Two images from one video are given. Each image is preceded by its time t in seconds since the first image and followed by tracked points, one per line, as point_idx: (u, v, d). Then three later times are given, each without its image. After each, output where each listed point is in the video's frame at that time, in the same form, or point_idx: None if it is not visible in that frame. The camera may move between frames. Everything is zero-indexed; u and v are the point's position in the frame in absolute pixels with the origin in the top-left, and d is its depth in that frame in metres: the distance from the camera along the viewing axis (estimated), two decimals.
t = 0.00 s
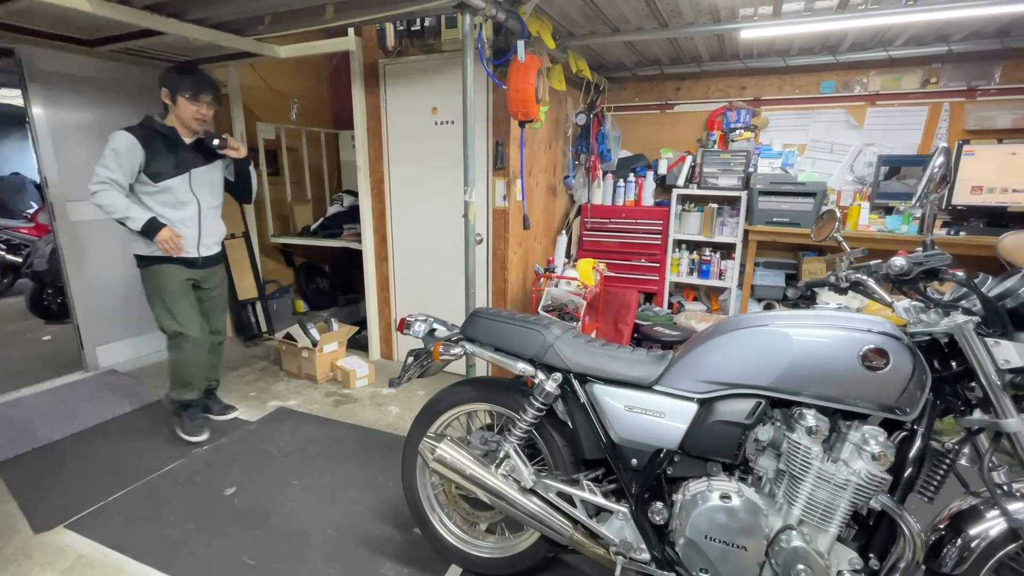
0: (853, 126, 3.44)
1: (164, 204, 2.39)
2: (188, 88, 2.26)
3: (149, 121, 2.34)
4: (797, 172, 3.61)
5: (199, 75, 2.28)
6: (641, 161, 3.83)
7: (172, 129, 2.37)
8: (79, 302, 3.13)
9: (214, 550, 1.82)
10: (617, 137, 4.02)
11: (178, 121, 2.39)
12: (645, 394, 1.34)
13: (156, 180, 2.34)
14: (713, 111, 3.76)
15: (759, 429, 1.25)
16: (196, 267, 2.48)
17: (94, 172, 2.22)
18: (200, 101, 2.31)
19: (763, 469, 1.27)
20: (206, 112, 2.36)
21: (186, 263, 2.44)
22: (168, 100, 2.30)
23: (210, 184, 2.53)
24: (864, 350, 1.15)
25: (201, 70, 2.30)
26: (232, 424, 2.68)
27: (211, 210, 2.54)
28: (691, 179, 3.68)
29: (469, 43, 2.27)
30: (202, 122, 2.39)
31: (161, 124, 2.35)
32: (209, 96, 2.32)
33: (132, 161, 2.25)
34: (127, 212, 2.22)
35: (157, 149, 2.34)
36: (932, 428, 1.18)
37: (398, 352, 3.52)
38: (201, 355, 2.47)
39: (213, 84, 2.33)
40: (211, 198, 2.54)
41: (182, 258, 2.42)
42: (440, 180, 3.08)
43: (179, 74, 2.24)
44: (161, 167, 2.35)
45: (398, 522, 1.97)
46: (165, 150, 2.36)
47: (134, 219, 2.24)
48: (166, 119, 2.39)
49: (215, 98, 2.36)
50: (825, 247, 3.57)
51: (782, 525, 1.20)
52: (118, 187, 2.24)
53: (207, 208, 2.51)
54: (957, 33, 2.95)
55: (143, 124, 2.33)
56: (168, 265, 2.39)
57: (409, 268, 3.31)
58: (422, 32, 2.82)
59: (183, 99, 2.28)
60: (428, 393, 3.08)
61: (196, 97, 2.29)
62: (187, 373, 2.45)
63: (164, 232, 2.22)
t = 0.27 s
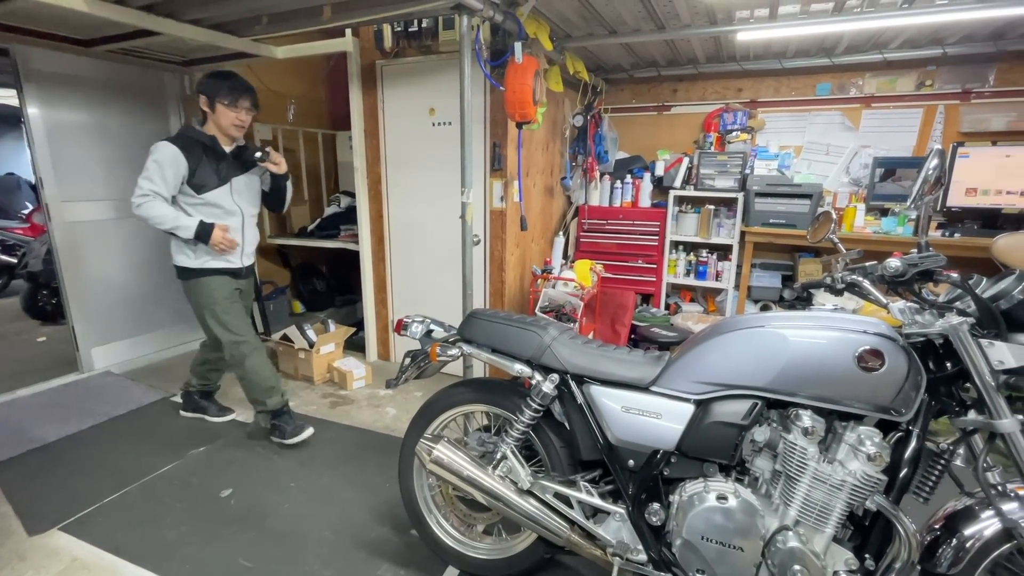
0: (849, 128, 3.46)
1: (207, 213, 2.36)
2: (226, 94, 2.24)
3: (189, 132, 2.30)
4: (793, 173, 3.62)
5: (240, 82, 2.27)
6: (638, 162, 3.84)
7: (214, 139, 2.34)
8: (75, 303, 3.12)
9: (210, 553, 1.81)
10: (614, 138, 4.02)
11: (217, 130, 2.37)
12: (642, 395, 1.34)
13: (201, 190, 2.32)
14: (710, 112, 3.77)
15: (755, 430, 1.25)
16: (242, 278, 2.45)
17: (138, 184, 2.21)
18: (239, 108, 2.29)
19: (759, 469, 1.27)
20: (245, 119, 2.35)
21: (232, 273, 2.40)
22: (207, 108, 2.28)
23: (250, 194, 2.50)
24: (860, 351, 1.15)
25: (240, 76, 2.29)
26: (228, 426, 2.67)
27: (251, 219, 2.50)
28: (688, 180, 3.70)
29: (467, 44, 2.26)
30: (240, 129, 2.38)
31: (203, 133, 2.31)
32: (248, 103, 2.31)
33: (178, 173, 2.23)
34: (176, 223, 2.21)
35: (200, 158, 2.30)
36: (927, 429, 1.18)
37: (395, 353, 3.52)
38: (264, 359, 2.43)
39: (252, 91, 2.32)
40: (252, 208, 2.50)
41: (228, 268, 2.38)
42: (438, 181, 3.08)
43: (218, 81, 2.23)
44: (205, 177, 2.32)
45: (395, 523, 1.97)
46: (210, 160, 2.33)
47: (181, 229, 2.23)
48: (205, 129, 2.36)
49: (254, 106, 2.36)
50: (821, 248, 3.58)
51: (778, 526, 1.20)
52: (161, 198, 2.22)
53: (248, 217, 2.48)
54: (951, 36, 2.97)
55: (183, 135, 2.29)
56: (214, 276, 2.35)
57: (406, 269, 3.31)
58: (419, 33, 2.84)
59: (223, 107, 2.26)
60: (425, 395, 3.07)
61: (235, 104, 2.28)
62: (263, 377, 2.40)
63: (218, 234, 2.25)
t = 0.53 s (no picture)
0: (843, 130, 3.47)
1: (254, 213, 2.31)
2: (270, 89, 2.17)
3: (232, 130, 2.25)
4: (788, 175, 3.63)
5: (284, 77, 2.21)
6: (633, 163, 3.85)
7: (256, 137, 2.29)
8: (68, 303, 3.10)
9: (204, 554, 1.81)
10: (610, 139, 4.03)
11: (258, 126, 2.31)
12: (637, 395, 1.35)
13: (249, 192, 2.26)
14: (705, 114, 3.78)
15: (750, 430, 1.26)
16: (286, 281, 2.39)
17: (195, 193, 2.14)
18: (284, 104, 2.23)
19: (754, 469, 1.28)
20: (289, 115, 2.29)
21: (274, 277, 2.34)
22: (249, 103, 2.22)
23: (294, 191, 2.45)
24: (853, 351, 1.16)
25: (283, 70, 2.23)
26: (223, 427, 2.66)
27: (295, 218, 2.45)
28: (684, 181, 3.71)
29: (463, 45, 2.26)
30: (283, 125, 2.31)
31: (245, 130, 2.25)
32: (291, 99, 2.25)
33: (226, 173, 2.19)
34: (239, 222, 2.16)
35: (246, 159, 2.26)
36: (920, 429, 1.19)
37: (391, 354, 3.51)
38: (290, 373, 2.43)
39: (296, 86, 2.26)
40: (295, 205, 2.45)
41: (269, 271, 2.33)
42: (434, 182, 3.08)
43: (261, 76, 2.16)
44: (250, 177, 2.26)
45: (390, 524, 1.97)
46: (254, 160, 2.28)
47: (250, 225, 2.20)
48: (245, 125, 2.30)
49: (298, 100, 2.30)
50: (815, 249, 3.60)
51: (772, 525, 1.21)
52: (223, 202, 2.18)
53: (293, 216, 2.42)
54: (944, 39, 2.99)
55: (225, 133, 2.24)
56: (258, 282, 2.31)
57: (402, 269, 3.31)
58: (415, 34, 2.82)
59: (269, 103, 2.20)
60: (421, 396, 3.07)
61: (280, 100, 2.21)
62: (284, 393, 2.39)
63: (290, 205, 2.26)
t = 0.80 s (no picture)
0: (835, 131, 3.50)
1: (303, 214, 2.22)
2: (323, 88, 2.09)
3: (286, 128, 2.20)
4: (781, 176, 3.65)
5: (337, 77, 2.12)
6: (628, 164, 3.87)
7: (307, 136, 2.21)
8: (59, 305, 3.07)
9: (197, 557, 1.80)
10: (605, 140, 4.04)
11: (312, 128, 2.23)
12: (631, 395, 1.35)
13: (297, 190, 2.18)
14: (700, 115, 3.79)
15: (743, 430, 1.26)
16: (325, 290, 2.25)
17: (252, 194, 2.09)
18: (336, 103, 2.14)
19: (747, 469, 1.29)
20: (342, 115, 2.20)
21: (312, 285, 2.22)
22: (302, 104, 2.15)
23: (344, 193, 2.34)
24: (845, 351, 1.17)
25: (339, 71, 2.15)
26: (216, 429, 2.65)
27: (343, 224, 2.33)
28: (678, 182, 3.72)
29: (457, 47, 2.26)
30: (336, 127, 2.22)
31: (296, 130, 2.18)
32: (343, 99, 2.15)
33: (276, 167, 2.13)
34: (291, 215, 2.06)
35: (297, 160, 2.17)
36: (911, 428, 1.20)
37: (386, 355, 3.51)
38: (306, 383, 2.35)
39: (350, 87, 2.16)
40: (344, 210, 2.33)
41: (309, 279, 2.21)
42: (429, 183, 3.08)
43: (314, 75, 2.08)
44: (297, 176, 2.18)
45: (385, 525, 1.96)
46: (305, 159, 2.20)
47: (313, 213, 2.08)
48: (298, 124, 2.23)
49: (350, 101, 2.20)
50: (808, 250, 3.62)
51: (765, 525, 1.22)
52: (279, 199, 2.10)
53: (340, 221, 2.30)
54: (934, 42, 3.02)
55: (280, 131, 2.20)
56: (296, 290, 2.20)
57: (397, 270, 3.30)
58: (410, 34, 2.83)
59: (322, 102, 2.11)
60: (416, 397, 3.07)
61: (332, 98, 2.12)
62: (289, 400, 2.34)
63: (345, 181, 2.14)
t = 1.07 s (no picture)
0: (825, 133, 3.53)
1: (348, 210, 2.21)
2: (366, 80, 2.04)
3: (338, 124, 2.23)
4: (773, 177, 3.69)
5: (380, 71, 2.05)
6: (621, 165, 3.88)
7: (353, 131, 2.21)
8: (47, 306, 3.04)
9: (188, 560, 1.78)
10: (598, 141, 4.06)
11: (359, 124, 2.22)
12: (624, 395, 1.36)
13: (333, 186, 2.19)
14: (692, 117, 3.82)
15: (735, 428, 1.27)
16: (374, 290, 2.22)
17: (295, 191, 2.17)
18: (378, 97, 2.08)
19: (739, 468, 1.30)
20: (386, 110, 2.12)
21: (361, 284, 2.20)
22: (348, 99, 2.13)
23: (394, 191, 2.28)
24: (835, 350, 1.18)
25: (386, 65, 2.09)
26: (207, 431, 2.63)
27: (392, 224, 2.27)
28: (670, 183, 3.74)
29: (450, 47, 2.26)
30: (381, 123, 2.16)
31: (342, 127, 2.20)
32: (385, 94, 2.08)
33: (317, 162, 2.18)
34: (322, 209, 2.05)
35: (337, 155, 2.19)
36: (899, 426, 1.21)
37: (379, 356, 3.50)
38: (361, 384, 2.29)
39: (394, 81, 2.08)
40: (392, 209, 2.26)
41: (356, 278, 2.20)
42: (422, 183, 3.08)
43: (358, 69, 2.04)
44: (338, 171, 2.20)
45: (378, 527, 1.96)
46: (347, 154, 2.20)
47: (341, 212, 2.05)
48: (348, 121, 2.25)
49: (395, 96, 2.12)
50: (799, 250, 3.65)
51: (757, 522, 1.23)
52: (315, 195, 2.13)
53: (387, 220, 2.24)
54: (922, 45, 3.06)
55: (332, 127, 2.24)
56: (345, 286, 2.19)
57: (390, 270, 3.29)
58: (403, 34, 2.83)
59: (364, 97, 2.07)
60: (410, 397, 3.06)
61: (373, 93, 2.06)
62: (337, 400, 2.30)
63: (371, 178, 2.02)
